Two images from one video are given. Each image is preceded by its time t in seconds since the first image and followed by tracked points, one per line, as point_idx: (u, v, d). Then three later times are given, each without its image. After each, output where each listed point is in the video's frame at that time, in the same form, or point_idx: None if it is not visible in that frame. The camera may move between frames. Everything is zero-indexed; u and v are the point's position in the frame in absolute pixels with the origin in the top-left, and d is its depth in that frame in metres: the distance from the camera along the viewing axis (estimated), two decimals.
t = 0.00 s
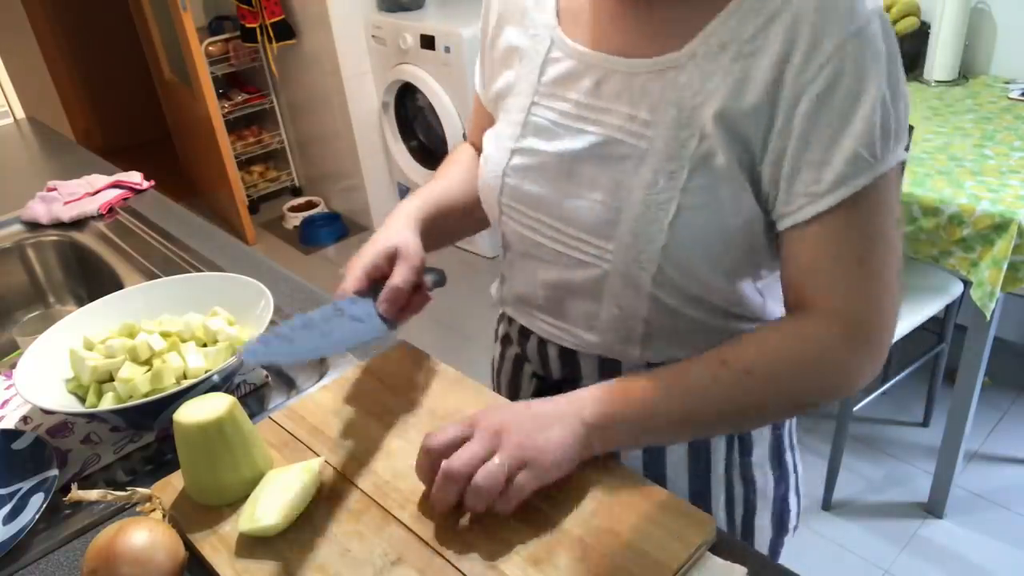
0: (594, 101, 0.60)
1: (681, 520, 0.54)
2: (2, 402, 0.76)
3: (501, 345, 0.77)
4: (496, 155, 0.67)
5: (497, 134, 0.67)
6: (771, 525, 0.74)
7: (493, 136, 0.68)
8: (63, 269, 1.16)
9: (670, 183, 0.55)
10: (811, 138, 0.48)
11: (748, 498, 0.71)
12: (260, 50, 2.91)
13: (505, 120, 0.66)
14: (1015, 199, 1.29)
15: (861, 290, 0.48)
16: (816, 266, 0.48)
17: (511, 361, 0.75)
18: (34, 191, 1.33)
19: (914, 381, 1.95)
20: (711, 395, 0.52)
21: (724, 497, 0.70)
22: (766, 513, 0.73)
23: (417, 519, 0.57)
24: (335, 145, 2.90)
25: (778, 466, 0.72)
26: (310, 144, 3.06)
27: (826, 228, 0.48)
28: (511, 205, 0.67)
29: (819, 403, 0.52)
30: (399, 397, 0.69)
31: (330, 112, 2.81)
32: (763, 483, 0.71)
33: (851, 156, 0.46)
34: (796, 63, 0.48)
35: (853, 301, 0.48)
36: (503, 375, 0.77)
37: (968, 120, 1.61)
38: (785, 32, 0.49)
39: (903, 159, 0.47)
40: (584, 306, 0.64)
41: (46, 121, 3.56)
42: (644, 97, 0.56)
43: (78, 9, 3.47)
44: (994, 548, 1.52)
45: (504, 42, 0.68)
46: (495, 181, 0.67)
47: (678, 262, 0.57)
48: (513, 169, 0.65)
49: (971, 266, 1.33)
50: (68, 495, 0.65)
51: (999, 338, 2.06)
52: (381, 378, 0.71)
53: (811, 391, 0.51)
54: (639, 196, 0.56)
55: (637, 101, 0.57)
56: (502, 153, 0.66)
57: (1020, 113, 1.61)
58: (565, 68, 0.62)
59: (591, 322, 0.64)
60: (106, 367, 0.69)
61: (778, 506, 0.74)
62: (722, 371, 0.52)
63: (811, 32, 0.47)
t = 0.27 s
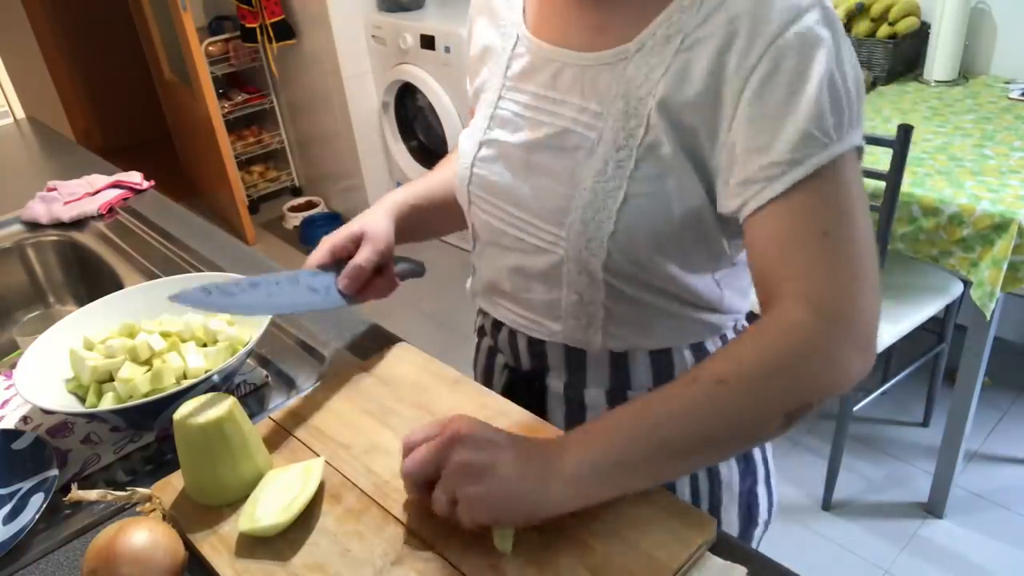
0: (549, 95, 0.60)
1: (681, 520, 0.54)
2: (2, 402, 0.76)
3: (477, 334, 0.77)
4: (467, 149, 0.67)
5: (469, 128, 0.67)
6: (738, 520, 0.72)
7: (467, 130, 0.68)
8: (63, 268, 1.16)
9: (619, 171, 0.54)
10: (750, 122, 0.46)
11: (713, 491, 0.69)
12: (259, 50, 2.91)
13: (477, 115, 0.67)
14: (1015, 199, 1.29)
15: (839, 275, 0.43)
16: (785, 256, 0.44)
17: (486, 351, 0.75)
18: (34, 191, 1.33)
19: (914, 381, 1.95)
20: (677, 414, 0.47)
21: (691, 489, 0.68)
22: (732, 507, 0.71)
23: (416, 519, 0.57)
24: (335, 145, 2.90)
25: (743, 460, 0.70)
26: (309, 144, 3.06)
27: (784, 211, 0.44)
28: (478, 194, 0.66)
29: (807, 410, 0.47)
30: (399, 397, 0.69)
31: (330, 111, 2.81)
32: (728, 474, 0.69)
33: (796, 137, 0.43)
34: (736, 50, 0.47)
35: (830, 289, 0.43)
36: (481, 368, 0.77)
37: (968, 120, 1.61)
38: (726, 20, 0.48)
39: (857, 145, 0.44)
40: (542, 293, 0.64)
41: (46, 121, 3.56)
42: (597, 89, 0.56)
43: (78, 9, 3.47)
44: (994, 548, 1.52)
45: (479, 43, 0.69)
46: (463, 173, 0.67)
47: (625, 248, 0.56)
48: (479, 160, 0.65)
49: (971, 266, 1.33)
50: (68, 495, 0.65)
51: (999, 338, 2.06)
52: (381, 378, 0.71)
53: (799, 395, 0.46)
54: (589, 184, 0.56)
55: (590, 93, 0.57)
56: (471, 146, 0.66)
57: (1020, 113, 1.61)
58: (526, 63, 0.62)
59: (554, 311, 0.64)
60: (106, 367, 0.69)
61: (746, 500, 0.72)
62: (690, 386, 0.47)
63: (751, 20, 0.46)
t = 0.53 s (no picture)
0: (508, 90, 0.60)
1: (681, 519, 0.55)
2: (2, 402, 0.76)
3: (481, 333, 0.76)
4: (451, 148, 0.67)
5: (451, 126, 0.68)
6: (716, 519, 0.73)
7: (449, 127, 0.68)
8: (63, 269, 1.16)
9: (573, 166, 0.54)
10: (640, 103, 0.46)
11: (687, 486, 0.71)
12: (259, 50, 2.91)
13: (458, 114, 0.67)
14: (1015, 199, 1.29)
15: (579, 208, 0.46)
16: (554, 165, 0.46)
17: (490, 349, 0.74)
18: (34, 191, 1.33)
19: (915, 381, 1.95)
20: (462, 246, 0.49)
21: (700, 478, 0.71)
22: (708, 505, 0.72)
23: (416, 519, 0.57)
24: (335, 145, 2.90)
25: (721, 461, 0.71)
26: (309, 144, 3.06)
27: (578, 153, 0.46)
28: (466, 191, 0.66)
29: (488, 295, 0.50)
30: (399, 398, 0.69)
31: (330, 111, 2.81)
32: (702, 473, 0.70)
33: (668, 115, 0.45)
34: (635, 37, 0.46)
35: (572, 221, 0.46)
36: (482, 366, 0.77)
37: (968, 120, 1.61)
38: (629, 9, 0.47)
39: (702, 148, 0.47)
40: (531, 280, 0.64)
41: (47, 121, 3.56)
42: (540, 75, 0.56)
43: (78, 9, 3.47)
44: (995, 548, 1.52)
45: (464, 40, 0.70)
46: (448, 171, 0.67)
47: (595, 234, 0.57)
48: (461, 159, 0.66)
49: (971, 266, 1.33)
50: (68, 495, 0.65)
51: (999, 338, 2.06)
52: (382, 378, 0.71)
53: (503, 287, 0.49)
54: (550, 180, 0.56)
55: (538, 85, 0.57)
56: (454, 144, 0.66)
57: (1020, 113, 1.61)
58: (494, 59, 0.62)
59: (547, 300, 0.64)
60: (106, 367, 0.68)
61: (726, 500, 0.73)
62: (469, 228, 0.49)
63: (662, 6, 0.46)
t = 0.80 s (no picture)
0: (545, 92, 0.61)
1: (681, 520, 0.54)
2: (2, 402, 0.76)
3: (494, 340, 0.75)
4: (469, 150, 0.67)
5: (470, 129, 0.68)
6: (766, 502, 0.74)
7: (466, 132, 0.68)
8: (63, 269, 1.16)
9: (615, 163, 0.55)
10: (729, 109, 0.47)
11: (744, 475, 0.70)
12: (260, 50, 2.91)
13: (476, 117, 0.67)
14: (1015, 199, 1.29)
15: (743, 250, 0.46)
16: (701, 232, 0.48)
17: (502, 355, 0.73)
18: (34, 191, 1.33)
19: (915, 381, 1.95)
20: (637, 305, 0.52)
21: (721, 475, 0.69)
22: (760, 488, 0.72)
23: (417, 519, 0.57)
24: (335, 145, 2.90)
25: (769, 441, 0.71)
26: (310, 144, 3.06)
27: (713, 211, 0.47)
28: (480, 195, 0.66)
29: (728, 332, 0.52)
30: (399, 398, 0.69)
31: (330, 112, 2.81)
32: (757, 460, 0.70)
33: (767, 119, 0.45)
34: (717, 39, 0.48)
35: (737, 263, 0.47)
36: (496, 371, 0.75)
37: (968, 120, 1.61)
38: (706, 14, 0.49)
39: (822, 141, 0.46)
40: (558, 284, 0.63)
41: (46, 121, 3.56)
42: (591, 82, 0.57)
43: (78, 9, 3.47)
44: (995, 549, 1.52)
45: (476, 45, 0.71)
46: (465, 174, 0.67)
47: (625, 238, 0.57)
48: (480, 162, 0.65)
49: (971, 266, 1.33)
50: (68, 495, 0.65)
51: (999, 338, 2.06)
52: (382, 378, 0.71)
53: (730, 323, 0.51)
54: (588, 178, 0.57)
55: (584, 88, 0.58)
56: (473, 147, 0.66)
57: (1020, 113, 1.61)
58: (523, 63, 0.63)
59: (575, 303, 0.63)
60: (106, 367, 0.68)
61: (771, 482, 0.74)
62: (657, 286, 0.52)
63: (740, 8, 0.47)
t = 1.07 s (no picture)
0: (545, 93, 0.60)
1: (680, 519, 0.55)
2: (2, 402, 0.76)
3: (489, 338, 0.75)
4: (469, 151, 0.67)
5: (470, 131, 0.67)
6: (759, 510, 0.73)
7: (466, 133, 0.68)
8: (63, 269, 1.16)
9: (618, 164, 0.55)
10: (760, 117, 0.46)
11: (734, 479, 0.70)
12: (260, 50, 2.91)
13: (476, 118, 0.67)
14: (1015, 199, 1.28)
15: (852, 252, 0.46)
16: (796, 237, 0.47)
17: (498, 352, 0.74)
18: (34, 192, 1.33)
19: (915, 381, 1.95)
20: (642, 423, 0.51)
21: (710, 477, 0.68)
22: (753, 494, 0.72)
23: (417, 519, 0.57)
24: (335, 145, 2.89)
25: (762, 446, 0.71)
26: (309, 144, 3.06)
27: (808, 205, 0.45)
28: (481, 196, 0.66)
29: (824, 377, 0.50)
30: (399, 398, 0.69)
31: (330, 112, 2.81)
32: (749, 464, 0.70)
33: (808, 119, 0.45)
34: (733, 44, 0.47)
35: (847, 265, 0.46)
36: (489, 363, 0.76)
37: (968, 120, 1.61)
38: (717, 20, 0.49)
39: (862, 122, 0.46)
40: (555, 284, 0.64)
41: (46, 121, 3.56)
42: (592, 85, 0.57)
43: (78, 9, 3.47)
44: (994, 549, 1.52)
45: (475, 43, 0.70)
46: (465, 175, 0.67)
47: (631, 239, 0.57)
48: (480, 163, 0.65)
49: (971, 266, 1.33)
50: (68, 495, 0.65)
51: (999, 338, 2.06)
52: (382, 377, 0.71)
53: (838, 353, 0.48)
54: (590, 178, 0.57)
55: (586, 88, 0.57)
56: (473, 148, 0.66)
57: (1020, 113, 1.61)
58: (522, 64, 0.63)
59: (567, 303, 0.64)
60: (106, 367, 0.68)
61: (764, 489, 0.73)
62: (715, 359, 0.50)
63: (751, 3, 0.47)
